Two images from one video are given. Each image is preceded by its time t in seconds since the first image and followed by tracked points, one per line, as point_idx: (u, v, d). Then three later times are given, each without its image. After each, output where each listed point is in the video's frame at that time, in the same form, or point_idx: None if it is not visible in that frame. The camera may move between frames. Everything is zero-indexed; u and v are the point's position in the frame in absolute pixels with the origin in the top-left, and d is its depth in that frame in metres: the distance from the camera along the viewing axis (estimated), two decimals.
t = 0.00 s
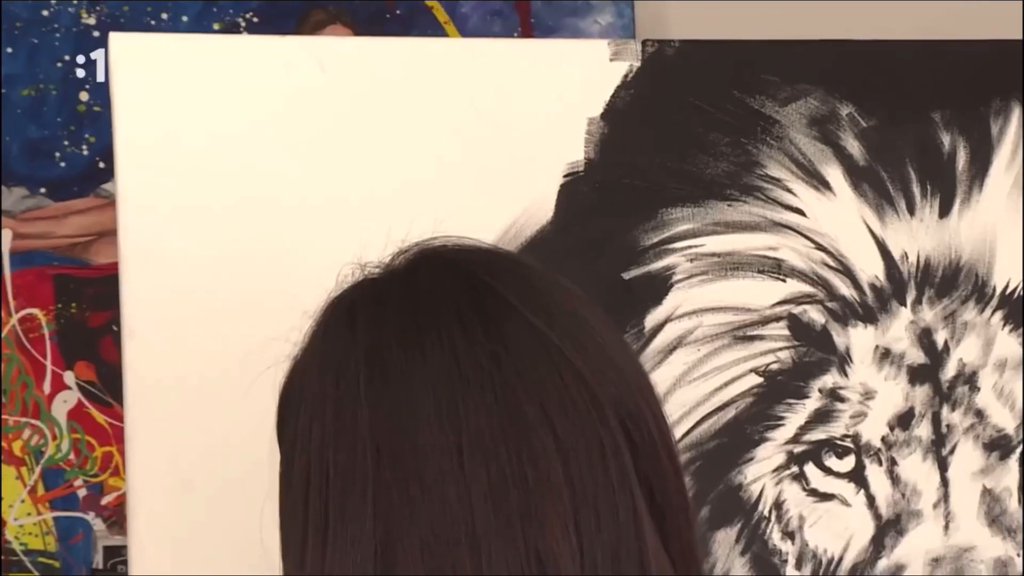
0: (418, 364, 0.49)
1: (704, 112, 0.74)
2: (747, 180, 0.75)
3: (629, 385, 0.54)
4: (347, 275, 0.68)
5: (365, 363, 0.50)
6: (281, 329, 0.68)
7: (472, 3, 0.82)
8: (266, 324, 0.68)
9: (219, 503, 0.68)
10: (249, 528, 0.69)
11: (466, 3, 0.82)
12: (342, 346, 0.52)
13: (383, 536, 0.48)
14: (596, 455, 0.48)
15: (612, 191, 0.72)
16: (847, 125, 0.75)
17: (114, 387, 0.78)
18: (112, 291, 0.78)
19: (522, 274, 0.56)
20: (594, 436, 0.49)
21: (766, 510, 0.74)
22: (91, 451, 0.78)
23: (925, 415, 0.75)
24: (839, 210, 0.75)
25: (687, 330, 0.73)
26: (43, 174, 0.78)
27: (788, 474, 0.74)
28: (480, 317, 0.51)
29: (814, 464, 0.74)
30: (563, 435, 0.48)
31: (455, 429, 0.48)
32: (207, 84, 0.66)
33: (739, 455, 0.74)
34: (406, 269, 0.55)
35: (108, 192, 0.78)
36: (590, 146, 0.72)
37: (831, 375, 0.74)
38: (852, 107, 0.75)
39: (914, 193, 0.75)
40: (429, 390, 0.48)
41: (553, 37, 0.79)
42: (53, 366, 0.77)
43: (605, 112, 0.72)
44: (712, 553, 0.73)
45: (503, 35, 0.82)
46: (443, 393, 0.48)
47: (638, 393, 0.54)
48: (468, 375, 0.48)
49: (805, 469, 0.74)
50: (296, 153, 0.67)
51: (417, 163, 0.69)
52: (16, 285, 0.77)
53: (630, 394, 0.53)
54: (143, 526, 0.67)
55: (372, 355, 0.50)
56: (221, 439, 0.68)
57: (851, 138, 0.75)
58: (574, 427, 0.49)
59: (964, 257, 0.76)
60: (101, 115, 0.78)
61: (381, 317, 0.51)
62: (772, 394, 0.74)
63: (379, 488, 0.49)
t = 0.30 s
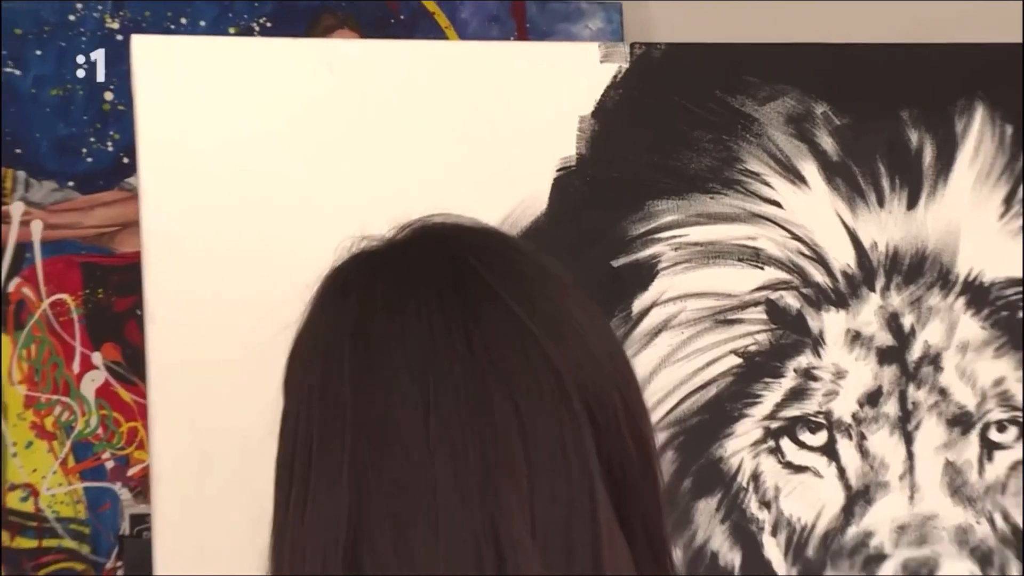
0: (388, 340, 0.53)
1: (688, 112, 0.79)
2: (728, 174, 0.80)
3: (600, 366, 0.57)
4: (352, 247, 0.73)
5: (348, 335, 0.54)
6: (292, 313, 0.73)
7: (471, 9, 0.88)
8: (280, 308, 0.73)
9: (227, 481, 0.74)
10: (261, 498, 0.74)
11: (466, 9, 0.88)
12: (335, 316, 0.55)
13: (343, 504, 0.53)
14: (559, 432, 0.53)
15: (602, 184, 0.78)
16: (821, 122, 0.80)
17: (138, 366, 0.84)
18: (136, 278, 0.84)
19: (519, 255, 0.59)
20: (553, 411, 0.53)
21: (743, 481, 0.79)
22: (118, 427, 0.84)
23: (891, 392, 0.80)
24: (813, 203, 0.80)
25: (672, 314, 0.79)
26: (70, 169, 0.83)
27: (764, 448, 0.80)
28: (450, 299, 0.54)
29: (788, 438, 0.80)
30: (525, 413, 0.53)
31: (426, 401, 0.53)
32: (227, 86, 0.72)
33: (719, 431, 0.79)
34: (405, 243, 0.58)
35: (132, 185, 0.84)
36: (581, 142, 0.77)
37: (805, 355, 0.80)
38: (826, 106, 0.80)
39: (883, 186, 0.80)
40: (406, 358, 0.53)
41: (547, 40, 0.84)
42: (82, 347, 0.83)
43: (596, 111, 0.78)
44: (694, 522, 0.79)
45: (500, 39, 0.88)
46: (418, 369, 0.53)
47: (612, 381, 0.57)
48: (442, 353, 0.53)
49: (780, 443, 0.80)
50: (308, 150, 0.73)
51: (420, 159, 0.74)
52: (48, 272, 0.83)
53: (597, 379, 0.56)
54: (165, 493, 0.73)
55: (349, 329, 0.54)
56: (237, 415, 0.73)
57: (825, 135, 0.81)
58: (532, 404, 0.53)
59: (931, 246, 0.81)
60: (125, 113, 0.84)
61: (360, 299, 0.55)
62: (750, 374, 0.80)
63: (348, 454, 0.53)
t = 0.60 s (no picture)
0: (388, 298, 0.83)
1: (655, 115, 0.92)
2: (690, 169, 0.93)
3: (544, 332, 0.87)
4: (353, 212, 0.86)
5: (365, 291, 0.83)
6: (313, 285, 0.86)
7: (468, 27, 1.03)
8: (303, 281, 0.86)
9: (238, 432, 0.84)
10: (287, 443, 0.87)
11: (463, 27, 1.03)
12: (355, 275, 0.84)
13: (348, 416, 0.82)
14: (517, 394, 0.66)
15: (580, 178, 0.91)
16: (769, 124, 0.93)
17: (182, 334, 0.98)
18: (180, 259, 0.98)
19: (495, 241, 0.88)
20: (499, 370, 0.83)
21: (702, 433, 0.92)
22: (164, 386, 0.97)
23: (829, 356, 0.93)
24: (764, 193, 0.93)
25: (641, 289, 0.92)
26: (122, 164, 0.97)
27: (720, 405, 0.92)
28: (435, 279, 0.83)
29: (741, 396, 0.93)
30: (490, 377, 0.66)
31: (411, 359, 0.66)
32: (260, 92, 0.85)
33: (681, 390, 0.92)
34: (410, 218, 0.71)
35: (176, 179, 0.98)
36: (562, 142, 0.91)
37: (756, 325, 0.93)
38: (774, 110, 0.93)
39: (823, 179, 0.93)
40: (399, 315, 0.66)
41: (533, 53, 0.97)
42: (133, 318, 0.97)
43: (575, 114, 0.91)
44: (659, 468, 0.91)
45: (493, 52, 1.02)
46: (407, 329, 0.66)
47: (550, 339, 0.87)
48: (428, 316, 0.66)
49: (734, 400, 0.93)
50: (330, 148, 0.86)
51: (424, 155, 0.87)
52: (103, 253, 0.97)
53: (536, 348, 0.86)
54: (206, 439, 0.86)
55: (363, 284, 0.84)
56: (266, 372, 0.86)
57: (774, 135, 0.93)
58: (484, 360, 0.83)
59: (863, 231, 0.93)
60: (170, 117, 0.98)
61: (366, 265, 0.84)
62: (708, 341, 0.92)
63: (357, 381, 0.82)
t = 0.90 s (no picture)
0: (353, 276, 0.89)
1: (621, 124, 1.06)
2: (651, 171, 1.06)
3: (471, 316, 0.91)
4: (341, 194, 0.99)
5: (329, 264, 0.91)
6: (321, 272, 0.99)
7: (458, 46, 1.17)
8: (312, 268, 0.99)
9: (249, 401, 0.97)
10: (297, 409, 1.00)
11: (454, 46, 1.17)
12: (326, 253, 0.92)
13: (307, 394, 0.89)
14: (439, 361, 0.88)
15: (554, 179, 1.04)
16: (720, 132, 1.06)
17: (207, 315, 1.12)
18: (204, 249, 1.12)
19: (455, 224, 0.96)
20: (445, 354, 0.88)
21: (661, 403, 1.04)
22: (191, 360, 1.12)
23: (773, 335, 1.06)
24: (716, 192, 1.06)
25: (608, 276, 1.04)
26: (155, 166, 1.11)
27: (678, 377, 1.05)
28: (390, 261, 0.89)
29: (696, 370, 1.05)
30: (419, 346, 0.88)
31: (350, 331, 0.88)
32: (275, 104, 0.98)
33: (642, 364, 1.04)
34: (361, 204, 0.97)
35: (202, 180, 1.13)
36: (538, 147, 1.04)
37: (709, 308, 1.05)
38: (725, 119, 1.06)
39: (767, 180, 1.06)
40: (349, 286, 0.89)
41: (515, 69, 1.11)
42: (164, 301, 1.11)
43: (550, 123, 1.04)
44: (624, 434, 1.03)
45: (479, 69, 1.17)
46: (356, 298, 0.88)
47: (496, 328, 0.94)
48: (370, 285, 0.88)
49: (689, 373, 1.05)
50: (335, 153, 0.99)
51: (418, 159, 1.01)
52: (138, 244, 1.11)
53: (481, 331, 0.92)
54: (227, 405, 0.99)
55: (331, 258, 0.92)
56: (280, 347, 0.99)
57: (725, 141, 1.07)
58: (427, 347, 0.88)
59: (803, 225, 1.06)
60: (196, 125, 1.12)
61: (337, 246, 0.92)
62: (666, 322, 1.05)
63: (316, 363, 0.89)
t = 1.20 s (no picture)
0: (297, 263, 0.74)
1: (582, 136, 1.22)
2: (607, 177, 1.22)
3: (405, 293, 0.74)
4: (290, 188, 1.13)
5: (266, 253, 0.75)
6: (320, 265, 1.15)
7: (440, 68, 1.34)
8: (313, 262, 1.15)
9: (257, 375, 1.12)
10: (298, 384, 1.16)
11: (437, 68, 1.34)
12: (273, 238, 0.75)
13: (242, 370, 0.75)
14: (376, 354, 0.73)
15: (523, 183, 1.20)
16: (667, 142, 1.23)
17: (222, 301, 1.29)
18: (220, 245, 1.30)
19: (408, 215, 0.76)
20: (370, 335, 0.73)
21: (615, 376, 1.20)
22: (208, 341, 1.29)
23: (711, 319, 1.21)
24: (663, 195, 1.22)
25: (570, 267, 1.20)
26: (177, 172, 1.29)
27: (630, 355, 1.21)
28: (345, 239, 0.74)
29: (646, 349, 1.21)
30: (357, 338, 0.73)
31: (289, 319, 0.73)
32: (281, 118, 1.13)
33: (599, 342, 1.21)
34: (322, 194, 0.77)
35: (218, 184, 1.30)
36: (510, 155, 1.19)
37: (656, 295, 1.21)
38: (672, 132, 1.22)
39: (707, 184, 1.22)
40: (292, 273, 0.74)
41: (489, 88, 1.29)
42: (185, 289, 1.28)
43: (520, 134, 1.20)
44: (584, 403, 1.20)
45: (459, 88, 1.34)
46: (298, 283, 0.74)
47: (423, 311, 0.75)
48: (311, 271, 0.74)
49: (641, 351, 1.21)
50: (332, 159, 1.14)
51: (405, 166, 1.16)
52: (162, 240, 1.28)
53: (411, 304, 0.74)
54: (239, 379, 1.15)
55: (275, 247, 0.75)
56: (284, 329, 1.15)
57: (671, 150, 1.23)
58: (361, 317, 0.73)
59: (738, 223, 1.23)
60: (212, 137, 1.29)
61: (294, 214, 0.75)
62: (620, 306, 1.21)
63: (250, 336, 0.75)
